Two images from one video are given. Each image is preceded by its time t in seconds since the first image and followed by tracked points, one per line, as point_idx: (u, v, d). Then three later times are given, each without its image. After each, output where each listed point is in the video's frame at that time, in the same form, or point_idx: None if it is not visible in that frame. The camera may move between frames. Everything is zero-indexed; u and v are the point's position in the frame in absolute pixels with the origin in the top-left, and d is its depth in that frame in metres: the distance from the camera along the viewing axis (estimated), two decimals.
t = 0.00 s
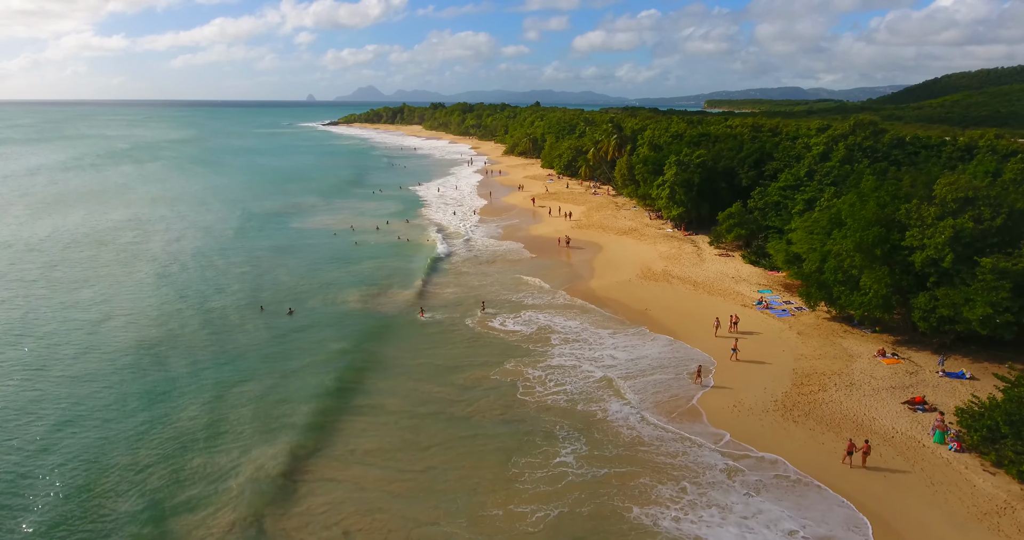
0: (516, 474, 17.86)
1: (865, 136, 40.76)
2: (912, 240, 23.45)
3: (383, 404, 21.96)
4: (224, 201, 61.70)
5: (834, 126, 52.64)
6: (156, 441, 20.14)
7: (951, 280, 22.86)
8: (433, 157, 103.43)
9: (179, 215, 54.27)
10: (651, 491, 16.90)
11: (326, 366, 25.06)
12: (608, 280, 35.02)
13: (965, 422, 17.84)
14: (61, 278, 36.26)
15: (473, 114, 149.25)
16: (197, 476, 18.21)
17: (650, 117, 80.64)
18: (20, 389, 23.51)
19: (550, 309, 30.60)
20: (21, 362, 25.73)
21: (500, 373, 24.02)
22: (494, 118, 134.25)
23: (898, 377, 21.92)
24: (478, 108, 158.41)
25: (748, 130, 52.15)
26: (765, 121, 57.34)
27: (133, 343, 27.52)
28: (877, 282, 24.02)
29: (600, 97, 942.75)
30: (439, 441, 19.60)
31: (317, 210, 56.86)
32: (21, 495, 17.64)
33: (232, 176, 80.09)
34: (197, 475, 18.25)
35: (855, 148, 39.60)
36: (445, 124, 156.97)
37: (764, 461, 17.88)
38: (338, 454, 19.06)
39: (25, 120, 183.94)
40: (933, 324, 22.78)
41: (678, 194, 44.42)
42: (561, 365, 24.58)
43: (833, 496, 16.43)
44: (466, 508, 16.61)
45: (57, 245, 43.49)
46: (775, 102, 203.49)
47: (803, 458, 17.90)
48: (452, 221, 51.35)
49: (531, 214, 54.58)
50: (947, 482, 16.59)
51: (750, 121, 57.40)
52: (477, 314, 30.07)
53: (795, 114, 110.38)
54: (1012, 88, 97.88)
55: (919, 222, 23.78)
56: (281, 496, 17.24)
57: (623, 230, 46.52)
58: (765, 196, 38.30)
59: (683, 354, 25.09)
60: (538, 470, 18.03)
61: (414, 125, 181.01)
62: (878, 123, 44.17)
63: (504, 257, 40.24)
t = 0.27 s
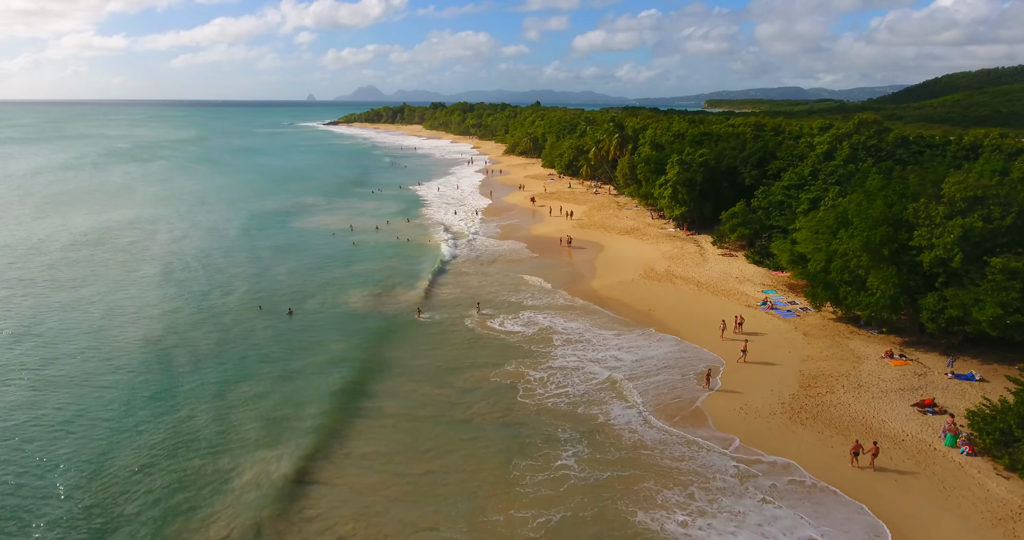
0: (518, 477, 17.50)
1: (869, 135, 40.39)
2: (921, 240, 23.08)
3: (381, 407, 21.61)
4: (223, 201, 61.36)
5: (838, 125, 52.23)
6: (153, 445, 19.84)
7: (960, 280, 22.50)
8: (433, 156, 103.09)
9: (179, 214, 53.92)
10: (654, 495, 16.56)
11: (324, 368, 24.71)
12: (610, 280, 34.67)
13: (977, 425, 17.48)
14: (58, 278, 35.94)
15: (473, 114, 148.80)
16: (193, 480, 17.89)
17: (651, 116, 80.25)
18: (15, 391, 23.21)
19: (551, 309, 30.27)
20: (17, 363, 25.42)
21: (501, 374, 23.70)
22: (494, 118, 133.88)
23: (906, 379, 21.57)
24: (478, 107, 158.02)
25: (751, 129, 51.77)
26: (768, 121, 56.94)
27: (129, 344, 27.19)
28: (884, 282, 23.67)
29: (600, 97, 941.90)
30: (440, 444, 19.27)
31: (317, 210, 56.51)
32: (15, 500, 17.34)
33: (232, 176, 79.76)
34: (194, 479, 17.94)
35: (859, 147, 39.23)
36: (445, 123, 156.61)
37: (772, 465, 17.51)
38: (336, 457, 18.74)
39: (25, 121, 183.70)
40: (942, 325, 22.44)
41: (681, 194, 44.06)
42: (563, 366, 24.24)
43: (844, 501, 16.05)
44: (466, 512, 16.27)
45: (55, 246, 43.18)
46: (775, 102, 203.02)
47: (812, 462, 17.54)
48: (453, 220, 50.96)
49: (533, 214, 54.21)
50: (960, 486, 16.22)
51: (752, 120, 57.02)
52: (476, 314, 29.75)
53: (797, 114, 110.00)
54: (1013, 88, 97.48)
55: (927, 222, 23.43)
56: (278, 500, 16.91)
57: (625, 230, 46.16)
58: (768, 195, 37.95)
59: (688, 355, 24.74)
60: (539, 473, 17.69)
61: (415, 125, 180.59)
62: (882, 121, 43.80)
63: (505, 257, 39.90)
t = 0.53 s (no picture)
0: (518, 483, 17.19)
1: (874, 134, 40.04)
2: (929, 240, 22.76)
3: (380, 410, 21.29)
4: (223, 201, 61.07)
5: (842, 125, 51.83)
6: (149, 448, 19.56)
7: (970, 281, 22.17)
8: (433, 156, 102.78)
9: (178, 214, 53.65)
10: (658, 501, 16.23)
11: (321, 370, 24.38)
12: (613, 281, 34.35)
13: (989, 429, 17.15)
14: (55, 278, 35.66)
15: (473, 114, 148.50)
16: (189, 485, 17.61)
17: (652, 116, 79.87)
18: (11, 393, 22.95)
19: (551, 311, 29.96)
20: (13, 365, 25.16)
21: (502, 377, 23.37)
22: (495, 118, 133.57)
23: (915, 382, 21.25)
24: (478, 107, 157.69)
25: (754, 129, 51.42)
26: (770, 120, 56.55)
27: (125, 346, 26.88)
28: (892, 283, 23.35)
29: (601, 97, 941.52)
30: (439, 448, 18.96)
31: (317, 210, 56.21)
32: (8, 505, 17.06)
33: (231, 176, 79.48)
34: (189, 484, 17.65)
35: (864, 147, 38.89)
36: (446, 123, 156.15)
37: (780, 470, 17.18)
38: (332, 461, 18.45)
39: (25, 121, 183.64)
40: (951, 327, 22.11)
41: (683, 194, 43.73)
42: (565, 369, 23.92)
43: (855, 508, 15.72)
44: (465, 518, 15.95)
45: (53, 246, 42.91)
46: (775, 101, 202.60)
47: (821, 467, 17.21)
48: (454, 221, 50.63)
49: (534, 214, 53.87)
50: (972, 493, 15.91)
51: (755, 119, 56.67)
52: (475, 315, 29.43)
53: (798, 114, 109.68)
54: (1015, 87, 97.10)
55: (936, 222, 23.11)
56: (274, 505, 16.61)
57: (628, 230, 45.82)
58: (772, 195, 37.61)
59: (693, 358, 24.41)
60: (540, 478, 17.39)
61: (415, 125, 180.26)
62: (886, 121, 43.43)
63: (506, 257, 39.58)
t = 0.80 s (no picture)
0: (517, 491, 16.74)
1: (879, 134, 39.59)
2: (940, 242, 22.32)
3: (379, 415, 20.89)
4: (221, 201, 60.67)
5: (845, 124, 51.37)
6: (144, 458, 19.23)
7: (981, 283, 21.73)
8: (433, 156, 102.37)
9: (176, 215, 53.29)
10: (662, 511, 15.80)
11: (317, 375, 23.96)
12: (615, 282, 33.93)
13: (1004, 436, 16.70)
14: (51, 280, 35.32)
15: (473, 114, 148.08)
16: (184, 496, 17.27)
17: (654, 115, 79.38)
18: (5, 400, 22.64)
19: (552, 313, 29.53)
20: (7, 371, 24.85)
21: (501, 381, 22.92)
22: (495, 118, 133.10)
23: (926, 386, 20.81)
24: (478, 106, 157.23)
25: (757, 128, 50.97)
26: (774, 120, 56.09)
27: (120, 352, 26.53)
28: (901, 286, 22.91)
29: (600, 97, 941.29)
30: (437, 455, 18.53)
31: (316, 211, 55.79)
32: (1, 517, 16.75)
33: (229, 176, 79.06)
34: (184, 495, 17.32)
35: (869, 146, 38.44)
36: (446, 123, 155.76)
37: (790, 478, 16.73)
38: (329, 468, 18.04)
39: (25, 121, 183.23)
40: (962, 331, 21.67)
41: (686, 194, 43.25)
42: (568, 373, 23.49)
43: (868, 517, 15.28)
44: (463, 528, 15.52)
45: (50, 246, 42.56)
46: (775, 101, 202.27)
47: (833, 475, 16.77)
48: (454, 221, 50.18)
49: (535, 214, 53.44)
50: (989, 502, 15.48)
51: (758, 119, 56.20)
52: (473, 318, 28.98)
53: (800, 114, 109.16)
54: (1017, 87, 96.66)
55: (946, 223, 22.67)
56: (269, 517, 16.24)
57: (630, 230, 45.40)
58: (776, 195, 37.16)
59: (699, 362, 23.97)
60: (540, 486, 16.95)
61: (415, 125, 179.82)
62: (891, 120, 42.96)
63: (507, 258, 39.15)
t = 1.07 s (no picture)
0: (517, 502, 16.27)
1: (885, 134, 39.13)
2: (952, 244, 21.85)
3: (378, 421, 20.46)
4: (220, 201, 60.24)
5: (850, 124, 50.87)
6: (139, 465, 18.83)
7: (995, 287, 21.25)
8: (433, 156, 101.93)
9: (174, 216, 52.88)
10: (665, 524, 15.35)
11: (314, 380, 23.51)
12: (619, 284, 33.47)
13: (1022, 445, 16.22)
14: (48, 282, 34.94)
15: (473, 113, 147.60)
16: (178, 506, 16.87)
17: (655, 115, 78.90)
18: None
19: (553, 316, 29.04)
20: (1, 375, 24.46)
21: (499, 387, 22.44)
22: (495, 118, 132.57)
23: (939, 393, 20.35)
24: (478, 106, 156.74)
25: (760, 128, 50.51)
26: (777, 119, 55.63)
27: (115, 355, 26.14)
28: (912, 289, 22.44)
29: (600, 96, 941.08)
30: (436, 464, 18.08)
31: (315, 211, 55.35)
32: None
33: (229, 176, 78.71)
34: (179, 504, 16.91)
35: (876, 147, 37.97)
36: (446, 123, 155.30)
37: (803, 489, 16.25)
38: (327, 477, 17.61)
39: (25, 121, 183.10)
40: (975, 335, 21.20)
41: (690, 195, 42.74)
42: (571, 378, 23.03)
43: (884, 530, 14.80)
44: None
45: (47, 248, 42.17)
46: (775, 101, 201.99)
47: (847, 486, 16.29)
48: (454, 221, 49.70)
49: (537, 215, 52.97)
50: (1010, 514, 15.00)
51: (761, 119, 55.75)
52: (474, 321, 28.53)
53: (803, 113, 108.53)
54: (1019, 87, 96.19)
55: (959, 225, 22.20)
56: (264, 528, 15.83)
57: (632, 232, 44.94)
58: (782, 196, 36.68)
59: (706, 367, 23.51)
60: (540, 497, 16.48)
61: (415, 125, 179.34)
62: (897, 120, 42.49)
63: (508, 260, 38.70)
